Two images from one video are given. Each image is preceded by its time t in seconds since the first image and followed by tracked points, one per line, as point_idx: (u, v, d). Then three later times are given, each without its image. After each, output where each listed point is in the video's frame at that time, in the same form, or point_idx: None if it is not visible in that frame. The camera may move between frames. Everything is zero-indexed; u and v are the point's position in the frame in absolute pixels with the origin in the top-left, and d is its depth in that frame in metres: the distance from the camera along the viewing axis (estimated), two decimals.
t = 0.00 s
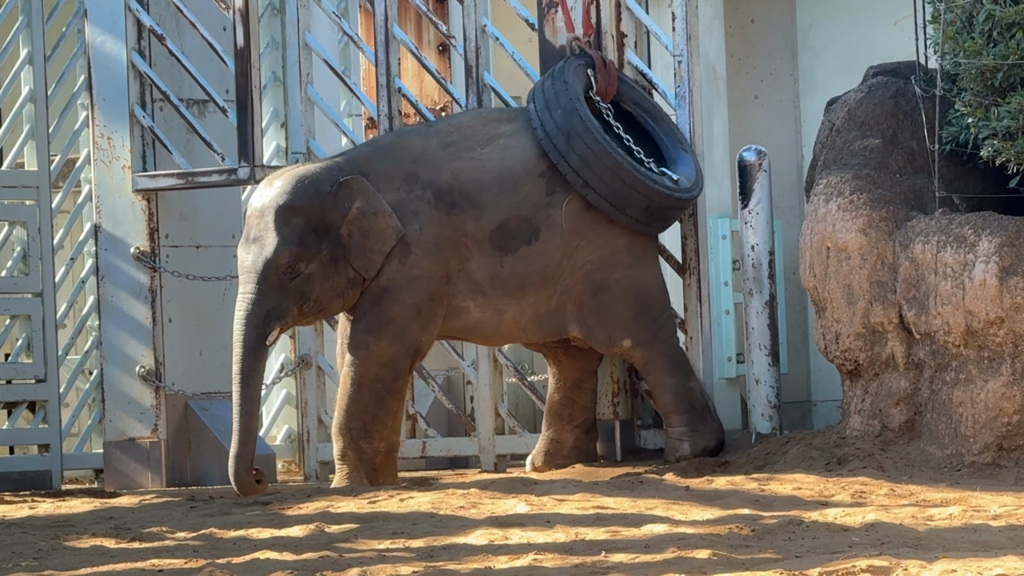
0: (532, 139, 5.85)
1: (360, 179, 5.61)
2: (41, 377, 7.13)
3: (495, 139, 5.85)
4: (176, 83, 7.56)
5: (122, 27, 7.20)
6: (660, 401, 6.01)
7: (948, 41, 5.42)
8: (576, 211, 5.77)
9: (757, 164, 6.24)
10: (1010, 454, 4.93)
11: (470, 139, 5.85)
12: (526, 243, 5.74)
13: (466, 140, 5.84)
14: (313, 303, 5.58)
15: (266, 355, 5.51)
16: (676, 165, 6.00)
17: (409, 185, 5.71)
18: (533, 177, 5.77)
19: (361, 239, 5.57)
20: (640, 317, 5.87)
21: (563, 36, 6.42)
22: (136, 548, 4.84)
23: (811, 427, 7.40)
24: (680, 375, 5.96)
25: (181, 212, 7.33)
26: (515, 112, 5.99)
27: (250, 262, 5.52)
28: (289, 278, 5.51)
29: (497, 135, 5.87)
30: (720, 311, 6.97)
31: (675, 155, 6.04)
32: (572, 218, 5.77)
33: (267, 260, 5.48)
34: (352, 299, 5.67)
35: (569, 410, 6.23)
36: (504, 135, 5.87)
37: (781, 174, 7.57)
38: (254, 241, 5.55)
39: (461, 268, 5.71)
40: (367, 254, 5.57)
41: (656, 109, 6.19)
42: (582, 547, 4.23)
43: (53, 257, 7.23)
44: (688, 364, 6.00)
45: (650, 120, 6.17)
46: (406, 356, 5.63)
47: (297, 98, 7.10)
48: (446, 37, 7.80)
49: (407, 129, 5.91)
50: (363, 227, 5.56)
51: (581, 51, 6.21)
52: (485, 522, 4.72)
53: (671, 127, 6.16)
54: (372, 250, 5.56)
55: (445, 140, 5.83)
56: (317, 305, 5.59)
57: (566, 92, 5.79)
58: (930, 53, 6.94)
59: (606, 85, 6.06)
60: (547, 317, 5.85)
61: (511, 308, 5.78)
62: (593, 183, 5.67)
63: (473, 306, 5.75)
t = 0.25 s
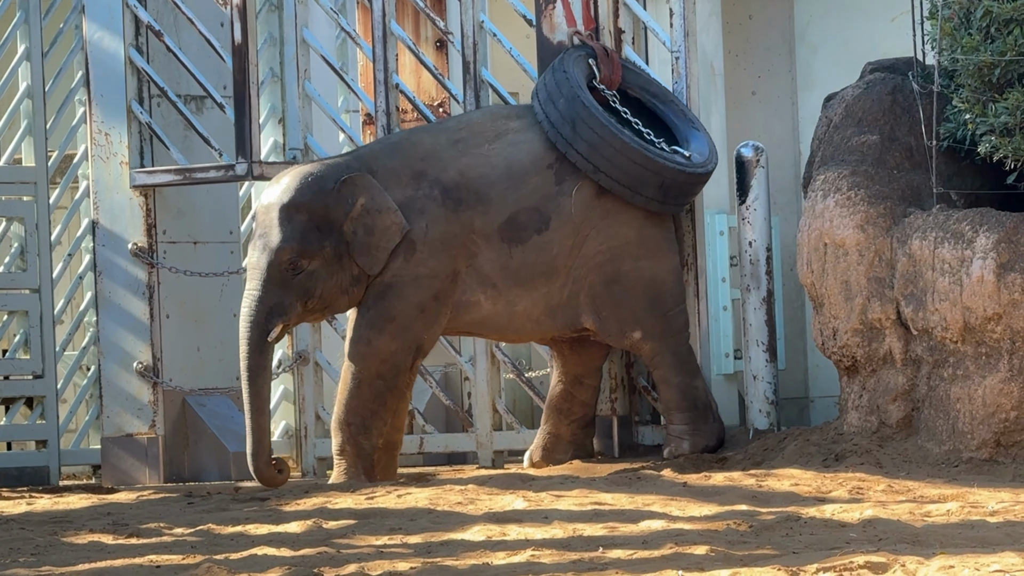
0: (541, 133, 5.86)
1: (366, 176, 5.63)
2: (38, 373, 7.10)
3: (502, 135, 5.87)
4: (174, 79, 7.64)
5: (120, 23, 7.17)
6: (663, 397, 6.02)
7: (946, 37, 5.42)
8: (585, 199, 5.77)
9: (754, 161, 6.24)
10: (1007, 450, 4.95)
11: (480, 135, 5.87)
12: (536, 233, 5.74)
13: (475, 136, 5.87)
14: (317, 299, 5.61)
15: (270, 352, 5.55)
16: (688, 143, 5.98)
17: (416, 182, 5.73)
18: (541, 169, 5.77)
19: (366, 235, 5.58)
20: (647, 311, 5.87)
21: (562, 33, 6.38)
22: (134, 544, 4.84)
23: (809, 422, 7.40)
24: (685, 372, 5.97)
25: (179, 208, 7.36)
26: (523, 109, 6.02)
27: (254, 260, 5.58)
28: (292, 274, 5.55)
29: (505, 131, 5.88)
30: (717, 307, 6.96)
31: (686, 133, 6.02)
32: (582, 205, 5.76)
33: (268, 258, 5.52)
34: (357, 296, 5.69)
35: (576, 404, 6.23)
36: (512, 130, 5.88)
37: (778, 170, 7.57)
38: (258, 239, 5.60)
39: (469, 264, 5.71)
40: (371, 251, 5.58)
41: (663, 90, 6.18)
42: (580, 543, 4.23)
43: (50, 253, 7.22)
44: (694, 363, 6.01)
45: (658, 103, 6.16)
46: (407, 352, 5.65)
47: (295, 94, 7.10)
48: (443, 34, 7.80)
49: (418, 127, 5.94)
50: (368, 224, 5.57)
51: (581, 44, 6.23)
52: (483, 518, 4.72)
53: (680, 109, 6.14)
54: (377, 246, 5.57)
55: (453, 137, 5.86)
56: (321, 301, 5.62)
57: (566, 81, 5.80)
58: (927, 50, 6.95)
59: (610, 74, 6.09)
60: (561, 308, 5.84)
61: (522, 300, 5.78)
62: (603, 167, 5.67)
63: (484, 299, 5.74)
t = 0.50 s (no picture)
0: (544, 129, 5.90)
1: (366, 170, 5.78)
2: (34, 369, 7.11)
3: (508, 132, 5.91)
4: (169, 75, 7.48)
5: (117, 19, 7.18)
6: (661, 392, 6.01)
7: (942, 33, 5.43)
8: (586, 191, 5.77)
9: (751, 157, 6.24)
10: (1003, 446, 4.96)
11: (485, 132, 5.92)
12: (537, 227, 5.76)
13: (480, 133, 5.92)
14: (315, 291, 5.78)
15: (269, 342, 5.78)
16: (690, 121, 5.94)
17: (421, 177, 5.83)
18: (542, 164, 5.80)
19: (365, 228, 5.72)
20: (648, 306, 5.84)
21: (557, 28, 6.40)
22: (129, 539, 4.84)
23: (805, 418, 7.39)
24: (685, 369, 5.93)
25: (175, 204, 7.27)
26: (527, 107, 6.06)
27: (256, 251, 5.81)
28: (290, 265, 5.75)
29: (509, 127, 5.93)
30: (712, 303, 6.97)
31: (688, 112, 5.98)
32: (584, 197, 5.77)
33: (268, 248, 5.75)
34: (357, 289, 5.82)
35: (579, 398, 6.21)
36: (516, 127, 5.92)
37: (775, 166, 7.56)
38: (262, 231, 5.84)
39: (472, 260, 5.78)
40: (369, 244, 5.71)
41: (659, 74, 6.16)
42: (576, 538, 4.23)
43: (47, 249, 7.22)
44: (696, 360, 5.97)
45: (657, 86, 6.14)
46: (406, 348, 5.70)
47: (291, 90, 7.09)
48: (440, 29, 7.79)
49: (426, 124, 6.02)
50: (366, 216, 5.72)
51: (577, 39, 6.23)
52: (479, 514, 4.73)
53: (680, 90, 6.11)
54: (375, 239, 5.70)
55: (461, 133, 5.93)
56: (320, 293, 5.79)
57: (553, 76, 5.81)
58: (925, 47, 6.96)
59: (605, 65, 6.08)
60: (565, 303, 5.83)
61: (526, 296, 5.79)
62: (599, 156, 5.66)
63: (487, 296, 5.78)
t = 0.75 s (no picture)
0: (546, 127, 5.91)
1: (370, 167, 5.80)
2: (30, 364, 7.11)
3: (509, 129, 5.91)
4: (165, 71, 7.48)
5: (112, 14, 7.17)
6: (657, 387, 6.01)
7: (937, 29, 5.43)
8: (587, 186, 5.77)
9: (747, 152, 6.24)
10: (999, 442, 4.96)
11: (487, 130, 5.92)
12: (539, 225, 5.78)
13: (483, 131, 5.92)
14: (315, 285, 5.82)
15: (268, 335, 5.80)
16: (690, 110, 5.92)
17: (424, 175, 5.84)
18: (542, 160, 5.81)
19: (366, 224, 5.74)
20: (645, 302, 5.85)
21: (553, 24, 6.37)
22: (125, 535, 4.84)
23: (801, 414, 7.37)
24: (682, 364, 5.92)
25: (171, 199, 7.27)
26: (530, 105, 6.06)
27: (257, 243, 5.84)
28: (290, 259, 5.78)
29: (511, 125, 5.92)
30: (707, 300, 6.96)
31: (688, 101, 5.97)
32: (583, 194, 5.77)
33: (269, 241, 5.77)
34: (357, 285, 5.85)
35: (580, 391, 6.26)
36: (517, 124, 5.92)
37: (770, 162, 7.57)
38: (264, 222, 5.87)
39: (475, 259, 5.80)
40: (370, 241, 5.73)
41: (657, 65, 6.15)
42: (572, 534, 4.24)
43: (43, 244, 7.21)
44: (694, 356, 5.97)
45: (656, 77, 6.13)
46: (408, 344, 5.71)
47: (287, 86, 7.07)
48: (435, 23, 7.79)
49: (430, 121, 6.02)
50: (369, 213, 5.74)
51: (573, 34, 6.23)
52: (475, 510, 4.73)
53: (679, 81, 6.10)
54: (376, 236, 5.72)
55: (462, 131, 5.93)
56: (320, 288, 5.83)
57: (548, 75, 5.81)
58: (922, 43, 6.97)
59: (601, 60, 6.07)
60: (567, 300, 5.86)
61: (529, 294, 5.83)
62: (598, 152, 5.66)
63: (492, 293, 5.82)
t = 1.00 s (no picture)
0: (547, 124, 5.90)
1: (366, 160, 5.76)
2: (28, 359, 7.10)
3: (511, 125, 5.91)
4: (163, 66, 7.48)
5: (110, 10, 7.16)
6: (656, 382, 6.01)
7: (935, 24, 5.43)
8: (592, 183, 5.80)
9: (745, 148, 6.24)
10: (996, 437, 4.98)
11: (488, 126, 5.92)
12: (543, 222, 5.81)
13: (484, 128, 5.92)
14: (317, 281, 5.79)
15: (271, 333, 5.78)
16: (693, 106, 5.92)
17: (423, 173, 5.82)
18: (545, 157, 5.83)
19: (365, 217, 5.72)
20: (644, 297, 5.87)
21: (552, 20, 6.32)
22: (123, 530, 4.84)
23: (798, 409, 7.39)
24: (680, 360, 5.93)
25: (169, 194, 7.27)
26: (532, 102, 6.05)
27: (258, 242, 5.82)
28: (291, 256, 5.75)
29: (512, 121, 5.92)
30: (706, 295, 6.95)
31: (691, 98, 5.97)
32: (588, 191, 5.80)
33: (269, 239, 5.75)
34: (358, 279, 5.82)
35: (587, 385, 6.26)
36: (518, 121, 5.92)
37: (769, 157, 7.57)
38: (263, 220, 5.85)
39: (481, 256, 5.80)
40: (370, 233, 5.71)
41: (661, 61, 6.15)
42: (570, 530, 4.24)
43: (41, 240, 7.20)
44: (692, 351, 5.98)
45: (659, 73, 6.13)
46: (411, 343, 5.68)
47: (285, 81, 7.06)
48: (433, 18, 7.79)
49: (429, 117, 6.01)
50: (367, 206, 5.71)
51: (575, 29, 6.24)
52: (473, 505, 4.73)
53: (682, 77, 6.10)
54: (376, 228, 5.70)
55: (463, 128, 5.93)
56: (322, 283, 5.80)
57: (554, 71, 5.81)
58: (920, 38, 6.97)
59: (604, 55, 6.10)
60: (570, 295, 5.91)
61: (534, 290, 5.87)
62: (604, 149, 5.67)
63: (497, 292, 5.84)
